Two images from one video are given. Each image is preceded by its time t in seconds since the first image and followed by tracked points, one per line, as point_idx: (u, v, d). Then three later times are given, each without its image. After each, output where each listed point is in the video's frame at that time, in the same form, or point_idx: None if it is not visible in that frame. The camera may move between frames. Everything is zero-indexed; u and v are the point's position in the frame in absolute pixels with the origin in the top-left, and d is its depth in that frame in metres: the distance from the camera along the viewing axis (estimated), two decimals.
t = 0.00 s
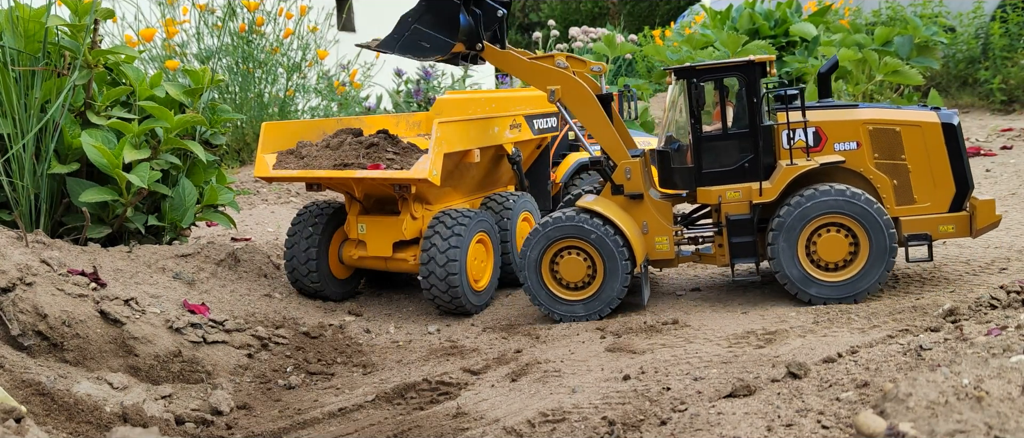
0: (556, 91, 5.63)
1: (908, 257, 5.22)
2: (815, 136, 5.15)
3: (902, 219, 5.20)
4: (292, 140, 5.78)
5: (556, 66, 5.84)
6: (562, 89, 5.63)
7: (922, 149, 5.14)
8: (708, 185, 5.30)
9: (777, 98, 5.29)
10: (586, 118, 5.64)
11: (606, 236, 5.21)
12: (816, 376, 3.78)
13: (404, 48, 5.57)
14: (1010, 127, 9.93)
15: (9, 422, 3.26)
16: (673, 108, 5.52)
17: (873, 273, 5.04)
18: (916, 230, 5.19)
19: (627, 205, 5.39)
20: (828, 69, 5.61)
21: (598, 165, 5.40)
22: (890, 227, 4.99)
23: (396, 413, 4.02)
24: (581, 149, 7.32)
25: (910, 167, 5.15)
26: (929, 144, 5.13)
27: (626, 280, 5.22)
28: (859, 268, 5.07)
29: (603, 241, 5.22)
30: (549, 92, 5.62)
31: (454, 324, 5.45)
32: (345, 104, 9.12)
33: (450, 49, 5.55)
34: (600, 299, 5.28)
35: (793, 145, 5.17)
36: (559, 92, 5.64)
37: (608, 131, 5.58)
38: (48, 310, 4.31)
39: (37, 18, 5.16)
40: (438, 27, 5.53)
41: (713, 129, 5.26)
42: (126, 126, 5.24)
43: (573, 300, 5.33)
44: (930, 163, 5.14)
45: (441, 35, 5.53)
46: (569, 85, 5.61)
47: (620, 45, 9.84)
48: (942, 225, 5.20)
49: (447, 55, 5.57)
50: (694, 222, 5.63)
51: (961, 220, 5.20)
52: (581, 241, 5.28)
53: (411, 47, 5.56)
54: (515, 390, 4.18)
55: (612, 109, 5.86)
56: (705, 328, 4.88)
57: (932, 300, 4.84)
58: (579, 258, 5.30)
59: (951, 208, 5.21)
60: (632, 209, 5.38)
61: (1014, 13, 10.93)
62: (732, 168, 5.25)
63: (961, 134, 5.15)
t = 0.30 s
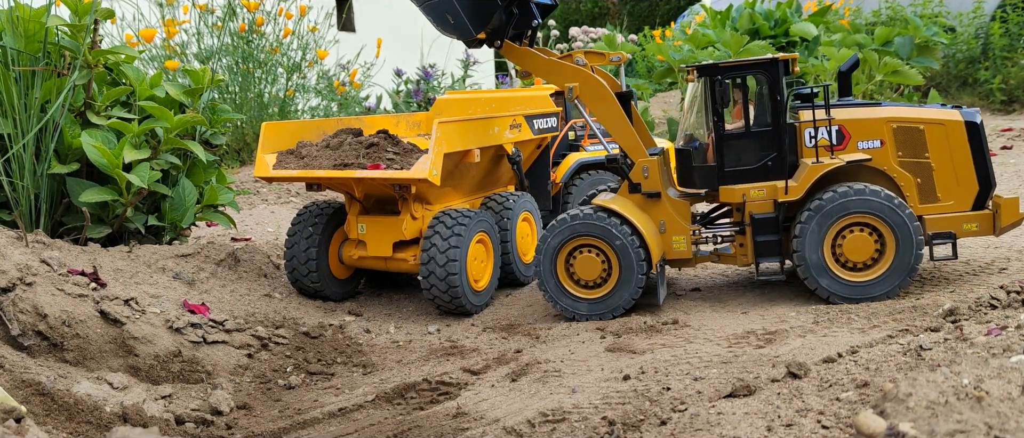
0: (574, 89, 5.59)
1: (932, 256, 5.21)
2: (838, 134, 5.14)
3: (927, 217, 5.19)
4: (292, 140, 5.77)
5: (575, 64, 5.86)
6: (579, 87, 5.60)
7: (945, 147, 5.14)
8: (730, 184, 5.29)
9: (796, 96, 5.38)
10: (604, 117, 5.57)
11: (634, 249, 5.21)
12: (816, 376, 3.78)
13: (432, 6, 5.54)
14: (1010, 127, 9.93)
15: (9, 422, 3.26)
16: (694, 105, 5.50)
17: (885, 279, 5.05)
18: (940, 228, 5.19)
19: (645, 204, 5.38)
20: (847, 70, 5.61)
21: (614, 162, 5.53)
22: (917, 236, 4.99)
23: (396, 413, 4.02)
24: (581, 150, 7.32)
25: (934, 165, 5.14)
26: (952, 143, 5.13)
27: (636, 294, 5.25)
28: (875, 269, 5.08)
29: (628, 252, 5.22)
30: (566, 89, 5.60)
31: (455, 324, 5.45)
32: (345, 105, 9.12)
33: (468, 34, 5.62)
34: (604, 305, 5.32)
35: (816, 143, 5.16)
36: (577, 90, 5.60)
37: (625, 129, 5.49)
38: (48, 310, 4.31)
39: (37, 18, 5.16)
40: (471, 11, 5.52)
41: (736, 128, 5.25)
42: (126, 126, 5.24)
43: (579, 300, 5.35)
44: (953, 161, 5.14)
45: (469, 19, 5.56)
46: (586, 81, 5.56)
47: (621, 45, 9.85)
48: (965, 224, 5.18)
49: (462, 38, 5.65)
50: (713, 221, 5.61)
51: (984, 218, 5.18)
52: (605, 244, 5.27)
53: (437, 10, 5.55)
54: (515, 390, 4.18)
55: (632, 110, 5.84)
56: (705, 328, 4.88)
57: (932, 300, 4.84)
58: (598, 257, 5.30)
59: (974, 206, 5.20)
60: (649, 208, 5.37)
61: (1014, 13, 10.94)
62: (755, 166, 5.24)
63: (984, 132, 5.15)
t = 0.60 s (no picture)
0: (602, 84, 5.58)
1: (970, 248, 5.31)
2: (877, 128, 5.18)
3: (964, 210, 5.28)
4: (292, 140, 5.77)
5: (605, 60, 5.68)
6: (607, 83, 5.58)
7: (977, 140, 5.24)
8: (775, 181, 5.16)
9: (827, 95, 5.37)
10: (631, 112, 5.53)
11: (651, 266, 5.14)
12: (816, 376, 3.78)
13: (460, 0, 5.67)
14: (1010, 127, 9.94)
15: (10, 422, 3.26)
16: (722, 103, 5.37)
17: (901, 281, 5.02)
18: (977, 221, 5.29)
19: (669, 203, 5.33)
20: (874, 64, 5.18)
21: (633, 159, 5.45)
22: (961, 258, 5.02)
23: (396, 413, 4.02)
24: (581, 150, 7.32)
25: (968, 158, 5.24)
26: (983, 136, 5.25)
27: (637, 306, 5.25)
28: (904, 268, 5.04)
29: (645, 266, 5.16)
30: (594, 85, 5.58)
31: (454, 324, 5.44)
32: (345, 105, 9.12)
33: (491, 32, 5.71)
34: (606, 308, 5.33)
35: (855, 138, 5.20)
36: (604, 86, 5.59)
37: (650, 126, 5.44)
38: (48, 310, 4.31)
39: (37, 18, 5.16)
40: (497, 9, 5.62)
41: (778, 124, 5.13)
42: (126, 126, 5.24)
43: (588, 294, 5.37)
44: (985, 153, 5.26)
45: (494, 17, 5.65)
46: (613, 76, 5.55)
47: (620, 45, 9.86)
48: (999, 215, 5.31)
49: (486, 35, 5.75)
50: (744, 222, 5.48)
51: (1015, 209, 5.33)
52: (630, 250, 5.22)
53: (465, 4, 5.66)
54: (515, 390, 4.18)
55: (663, 107, 5.81)
56: (705, 328, 4.88)
57: (932, 300, 4.83)
58: (620, 260, 5.27)
59: (1004, 196, 5.34)
60: (675, 206, 5.32)
61: (1014, 13, 10.94)
62: (799, 163, 5.13)
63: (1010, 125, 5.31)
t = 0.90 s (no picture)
0: (640, 81, 5.61)
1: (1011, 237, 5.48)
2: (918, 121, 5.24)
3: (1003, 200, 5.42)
4: (292, 140, 5.78)
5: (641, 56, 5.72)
6: (646, 80, 5.61)
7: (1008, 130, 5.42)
8: (827, 174, 5.07)
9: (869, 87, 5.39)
10: (672, 109, 5.56)
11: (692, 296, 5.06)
12: (816, 376, 3.78)
13: None
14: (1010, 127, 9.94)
15: (9, 422, 3.26)
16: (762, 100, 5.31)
17: (936, 251, 4.96)
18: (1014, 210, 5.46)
19: (714, 200, 5.23)
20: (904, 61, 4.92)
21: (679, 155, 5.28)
22: (984, 275, 5.06)
23: (396, 413, 4.02)
24: (581, 149, 7.32)
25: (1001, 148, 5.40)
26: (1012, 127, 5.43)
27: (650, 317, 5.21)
28: (943, 244, 5.01)
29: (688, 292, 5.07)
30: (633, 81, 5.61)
31: (454, 324, 5.44)
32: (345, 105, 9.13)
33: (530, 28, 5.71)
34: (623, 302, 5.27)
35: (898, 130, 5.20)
36: (643, 82, 5.61)
37: (693, 121, 5.45)
38: (48, 310, 4.31)
39: (37, 18, 5.17)
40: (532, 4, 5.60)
41: (829, 116, 5.07)
42: (126, 126, 5.24)
43: (619, 280, 5.26)
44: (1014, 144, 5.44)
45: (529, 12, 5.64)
46: (654, 73, 5.57)
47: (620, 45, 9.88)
48: None
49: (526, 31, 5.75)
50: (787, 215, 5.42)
51: None
52: (683, 269, 5.08)
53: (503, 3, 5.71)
54: (515, 390, 4.18)
55: (701, 104, 5.69)
56: (705, 328, 4.88)
57: (932, 300, 4.83)
58: (670, 270, 5.14)
59: None
60: (719, 203, 5.21)
61: (1014, 13, 10.92)
62: (849, 156, 5.10)
63: None
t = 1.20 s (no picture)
0: (694, 75, 5.36)
1: None
2: (964, 114, 5.32)
3: None
4: (292, 140, 5.77)
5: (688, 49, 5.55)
6: (700, 73, 5.37)
7: None
8: (886, 167, 5.14)
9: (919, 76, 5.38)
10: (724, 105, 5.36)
11: (723, 310, 5.07)
12: (816, 376, 3.78)
13: None
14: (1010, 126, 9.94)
15: (10, 422, 3.26)
16: (812, 91, 5.28)
17: (994, 206, 5.06)
18: None
19: (771, 193, 5.19)
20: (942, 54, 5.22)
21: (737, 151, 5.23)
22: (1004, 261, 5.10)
23: (396, 413, 4.02)
24: (581, 149, 7.32)
25: None
26: None
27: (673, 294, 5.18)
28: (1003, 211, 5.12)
29: (725, 306, 5.07)
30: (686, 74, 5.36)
31: (455, 324, 5.44)
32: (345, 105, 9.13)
33: (588, 19, 5.45)
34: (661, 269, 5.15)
35: (945, 123, 5.28)
36: (696, 77, 5.37)
37: (749, 116, 5.29)
38: (48, 310, 4.31)
39: (37, 18, 5.17)
40: None
41: (887, 109, 5.12)
42: (126, 126, 5.24)
43: (677, 251, 5.11)
44: None
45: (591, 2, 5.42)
46: (710, 68, 5.34)
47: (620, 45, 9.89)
48: None
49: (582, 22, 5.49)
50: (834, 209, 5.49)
51: None
52: (740, 286, 5.03)
53: None
54: (515, 390, 4.18)
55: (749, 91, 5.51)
56: (705, 328, 4.88)
57: (932, 300, 4.82)
58: (727, 274, 5.06)
59: None
60: (778, 197, 5.17)
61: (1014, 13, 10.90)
62: (907, 148, 5.18)
63: None
